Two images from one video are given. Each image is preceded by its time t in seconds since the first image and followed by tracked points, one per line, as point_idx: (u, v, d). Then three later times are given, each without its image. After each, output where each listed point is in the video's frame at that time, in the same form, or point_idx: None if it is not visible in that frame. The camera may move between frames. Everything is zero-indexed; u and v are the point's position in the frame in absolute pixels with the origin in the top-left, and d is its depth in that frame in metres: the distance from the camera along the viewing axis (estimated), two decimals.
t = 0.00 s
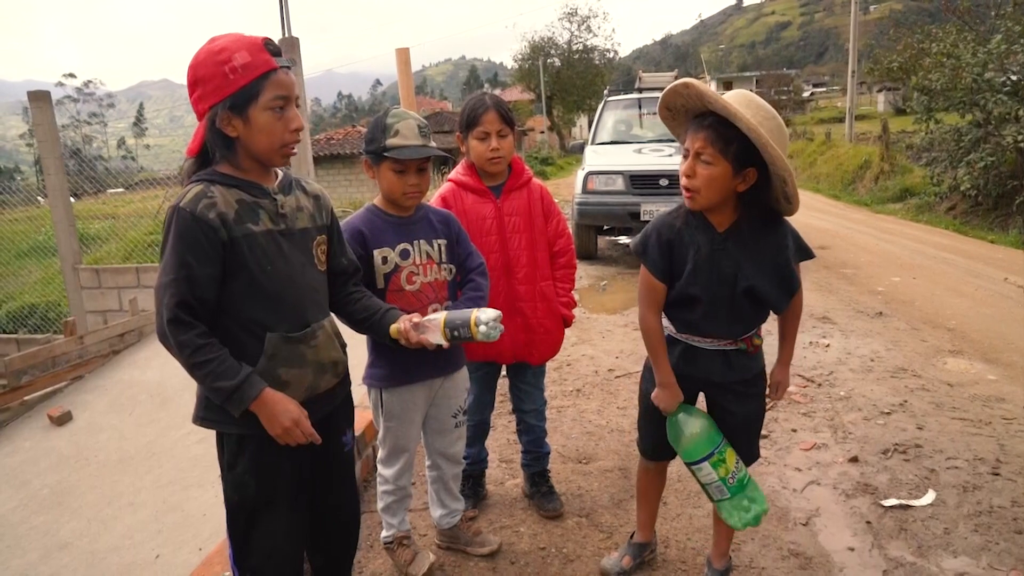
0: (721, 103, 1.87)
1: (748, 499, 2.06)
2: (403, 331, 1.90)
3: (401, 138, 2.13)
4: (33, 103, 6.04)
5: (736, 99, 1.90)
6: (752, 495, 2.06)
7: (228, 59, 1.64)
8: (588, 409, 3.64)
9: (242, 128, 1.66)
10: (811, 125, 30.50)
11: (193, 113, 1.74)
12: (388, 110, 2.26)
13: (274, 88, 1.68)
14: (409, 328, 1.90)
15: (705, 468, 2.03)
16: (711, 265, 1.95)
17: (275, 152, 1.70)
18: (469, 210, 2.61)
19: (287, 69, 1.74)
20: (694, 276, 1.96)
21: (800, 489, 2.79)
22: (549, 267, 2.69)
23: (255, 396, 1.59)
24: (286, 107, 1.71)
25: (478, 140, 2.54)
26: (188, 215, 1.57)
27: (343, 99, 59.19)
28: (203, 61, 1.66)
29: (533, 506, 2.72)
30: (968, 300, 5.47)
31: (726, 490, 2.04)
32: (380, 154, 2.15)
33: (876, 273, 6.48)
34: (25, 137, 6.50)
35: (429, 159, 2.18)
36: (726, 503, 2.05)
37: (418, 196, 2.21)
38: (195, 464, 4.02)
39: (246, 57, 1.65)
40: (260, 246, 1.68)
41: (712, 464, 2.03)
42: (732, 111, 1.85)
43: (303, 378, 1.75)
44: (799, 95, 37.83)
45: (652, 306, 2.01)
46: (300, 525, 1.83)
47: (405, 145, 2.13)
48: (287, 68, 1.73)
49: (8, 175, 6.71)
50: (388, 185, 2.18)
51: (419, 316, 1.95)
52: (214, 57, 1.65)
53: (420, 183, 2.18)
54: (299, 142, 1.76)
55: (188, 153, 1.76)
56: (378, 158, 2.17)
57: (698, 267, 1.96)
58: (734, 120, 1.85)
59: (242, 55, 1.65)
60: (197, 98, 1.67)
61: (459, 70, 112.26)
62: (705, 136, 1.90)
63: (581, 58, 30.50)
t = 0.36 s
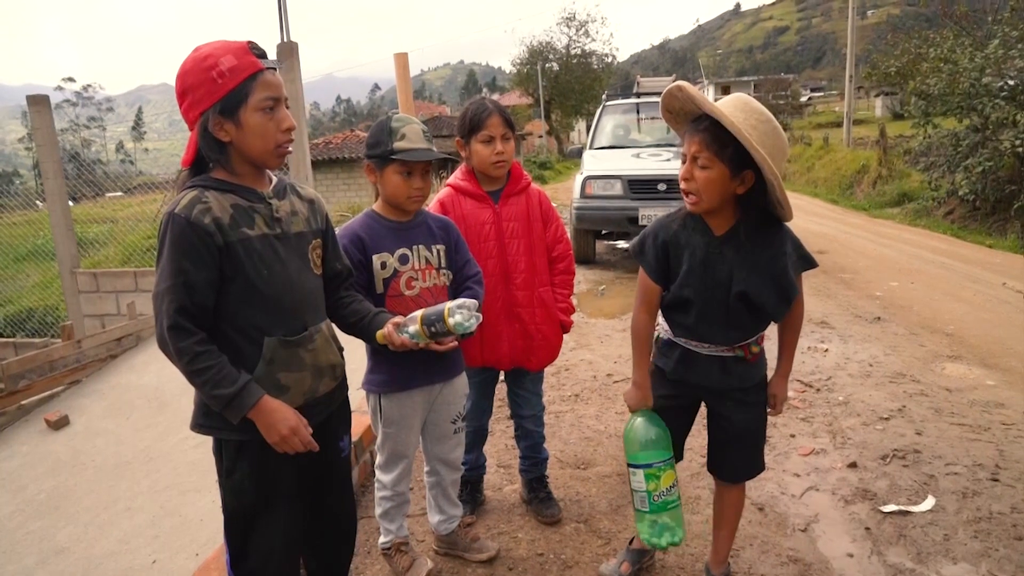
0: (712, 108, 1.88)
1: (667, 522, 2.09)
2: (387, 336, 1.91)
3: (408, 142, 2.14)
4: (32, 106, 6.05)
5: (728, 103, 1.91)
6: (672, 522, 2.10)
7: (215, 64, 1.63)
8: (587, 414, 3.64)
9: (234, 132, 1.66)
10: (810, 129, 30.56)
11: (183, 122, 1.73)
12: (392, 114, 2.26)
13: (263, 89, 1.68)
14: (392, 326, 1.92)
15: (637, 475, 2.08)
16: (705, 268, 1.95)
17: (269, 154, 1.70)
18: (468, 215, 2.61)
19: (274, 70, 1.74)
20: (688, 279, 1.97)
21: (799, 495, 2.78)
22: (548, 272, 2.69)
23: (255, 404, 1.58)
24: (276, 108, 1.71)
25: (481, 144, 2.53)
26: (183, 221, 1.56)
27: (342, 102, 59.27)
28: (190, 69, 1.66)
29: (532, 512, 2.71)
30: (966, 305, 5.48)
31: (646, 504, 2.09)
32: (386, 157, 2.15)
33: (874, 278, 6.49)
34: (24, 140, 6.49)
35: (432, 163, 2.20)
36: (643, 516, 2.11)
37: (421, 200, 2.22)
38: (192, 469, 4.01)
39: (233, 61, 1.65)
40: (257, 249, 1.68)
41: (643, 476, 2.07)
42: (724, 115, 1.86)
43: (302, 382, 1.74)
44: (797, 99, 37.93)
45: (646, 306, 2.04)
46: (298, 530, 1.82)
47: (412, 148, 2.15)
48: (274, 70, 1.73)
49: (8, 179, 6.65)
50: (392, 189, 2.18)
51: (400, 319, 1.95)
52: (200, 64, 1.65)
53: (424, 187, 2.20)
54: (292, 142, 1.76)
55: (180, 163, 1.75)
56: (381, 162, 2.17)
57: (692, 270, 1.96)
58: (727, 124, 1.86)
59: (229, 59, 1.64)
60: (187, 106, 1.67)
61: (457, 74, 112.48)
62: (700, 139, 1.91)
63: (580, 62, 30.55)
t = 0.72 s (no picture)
0: (709, 102, 1.90)
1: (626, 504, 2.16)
2: (383, 341, 1.91)
3: (409, 144, 2.15)
4: (31, 110, 6.01)
5: (724, 99, 1.93)
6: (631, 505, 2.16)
7: (209, 70, 1.64)
8: (586, 417, 3.64)
9: (230, 136, 1.66)
10: (809, 132, 30.58)
11: (180, 129, 1.74)
12: (391, 117, 2.27)
13: (258, 92, 1.68)
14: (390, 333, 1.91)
15: (601, 460, 2.15)
16: (699, 266, 1.97)
17: (266, 158, 1.71)
18: (467, 219, 2.61)
19: (268, 74, 1.74)
20: (682, 278, 1.98)
21: (799, 498, 2.78)
22: (548, 276, 2.69)
23: (246, 413, 1.58)
24: (271, 111, 1.71)
25: (481, 148, 2.54)
26: (177, 228, 1.57)
27: (342, 106, 59.37)
28: (184, 75, 1.66)
29: (532, 515, 2.71)
30: (966, 308, 5.48)
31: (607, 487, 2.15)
32: (388, 160, 2.15)
33: (874, 281, 6.49)
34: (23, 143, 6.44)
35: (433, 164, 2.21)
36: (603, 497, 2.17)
37: (423, 202, 2.22)
38: (192, 473, 4.00)
39: (227, 66, 1.65)
40: (252, 254, 1.68)
41: (607, 463, 2.13)
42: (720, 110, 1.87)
43: (300, 386, 1.74)
44: (796, 102, 37.99)
45: (633, 301, 2.11)
46: (297, 534, 1.81)
47: (413, 150, 2.15)
48: (268, 73, 1.73)
49: (7, 182, 6.57)
50: (394, 192, 2.18)
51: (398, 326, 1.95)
52: (194, 70, 1.65)
53: (425, 188, 2.20)
54: (289, 145, 1.77)
55: (178, 171, 1.76)
56: (382, 165, 2.17)
57: (685, 268, 1.98)
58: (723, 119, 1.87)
59: (222, 64, 1.65)
60: (183, 112, 1.67)
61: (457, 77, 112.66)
62: (697, 136, 1.93)
63: (580, 66, 30.56)
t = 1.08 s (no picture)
0: (693, 97, 1.89)
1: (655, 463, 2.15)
2: (382, 343, 1.91)
3: (405, 146, 2.15)
4: (27, 111, 6.05)
5: (709, 95, 1.93)
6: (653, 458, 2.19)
7: (205, 70, 1.64)
8: (584, 418, 3.64)
9: (228, 137, 1.67)
10: (807, 134, 30.63)
11: (177, 131, 1.74)
12: (388, 120, 2.27)
13: (255, 92, 1.68)
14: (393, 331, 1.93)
15: (638, 421, 2.08)
16: (675, 259, 2.02)
17: (263, 158, 1.71)
18: (464, 220, 2.61)
19: (265, 74, 1.74)
20: (655, 267, 2.05)
21: (797, 499, 2.78)
22: (545, 277, 2.70)
23: (230, 428, 1.58)
24: (268, 111, 1.72)
25: (478, 150, 2.54)
26: (174, 229, 1.58)
27: (340, 107, 59.38)
28: (181, 76, 1.66)
29: (529, 516, 2.71)
30: (963, 310, 5.49)
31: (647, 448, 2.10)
32: (384, 162, 2.16)
33: (871, 282, 6.50)
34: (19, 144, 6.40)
35: (429, 166, 2.21)
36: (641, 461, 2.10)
37: (420, 204, 2.23)
38: (190, 475, 4.00)
39: (223, 66, 1.65)
40: (250, 255, 1.68)
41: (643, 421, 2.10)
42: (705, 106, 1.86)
43: (298, 387, 1.74)
44: (794, 104, 38.06)
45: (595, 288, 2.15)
46: (295, 535, 1.82)
47: (409, 153, 2.15)
48: (265, 74, 1.74)
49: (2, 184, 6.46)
50: (392, 193, 2.18)
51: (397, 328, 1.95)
52: (191, 71, 1.66)
53: (423, 190, 2.20)
54: (287, 145, 1.77)
55: (176, 173, 1.76)
56: (380, 166, 2.18)
57: (662, 260, 2.04)
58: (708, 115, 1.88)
59: (219, 65, 1.65)
60: (180, 114, 1.68)
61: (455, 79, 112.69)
62: (684, 134, 1.92)
63: (578, 67, 30.57)
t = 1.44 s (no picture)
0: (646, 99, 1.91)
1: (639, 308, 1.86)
2: (380, 341, 1.92)
3: (401, 146, 2.14)
4: (27, 110, 5.99)
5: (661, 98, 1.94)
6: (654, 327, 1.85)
7: (204, 69, 1.64)
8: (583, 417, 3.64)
9: (228, 135, 1.67)
10: (806, 133, 30.66)
11: (177, 129, 1.74)
12: (385, 118, 2.27)
13: (254, 90, 1.68)
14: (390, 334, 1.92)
15: (581, 275, 2.01)
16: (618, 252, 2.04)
17: (264, 156, 1.71)
18: (463, 218, 2.61)
19: (265, 72, 1.74)
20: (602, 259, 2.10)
21: (795, 498, 2.79)
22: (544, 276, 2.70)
23: (214, 440, 1.57)
24: (268, 109, 1.72)
25: (473, 149, 2.55)
26: (174, 226, 1.57)
27: (338, 106, 59.32)
28: (181, 75, 1.66)
29: (528, 515, 2.71)
30: (962, 308, 5.50)
31: (605, 287, 1.92)
32: (380, 161, 2.16)
33: (869, 281, 6.51)
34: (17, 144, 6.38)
35: (427, 166, 2.20)
36: (601, 297, 1.88)
37: (418, 203, 2.22)
38: (189, 473, 4.01)
39: (223, 64, 1.65)
40: (249, 253, 1.68)
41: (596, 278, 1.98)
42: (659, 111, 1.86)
43: (298, 384, 1.74)
44: (792, 103, 38.10)
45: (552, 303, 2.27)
46: (294, 533, 1.82)
47: (405, 152, 2.14)
48: (264, 72, 1.74)
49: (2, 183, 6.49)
50: (390, 193, 2.18)
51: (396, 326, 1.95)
52: (191, 70, 1.65)
53: (421, 189, 2.20)
54: (286, 143, 1.77)
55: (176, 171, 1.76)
56: (378, 166, 2.18)
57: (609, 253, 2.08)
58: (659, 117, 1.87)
59: (218, 63, 1.65)
60: (180, 112, 1.67)
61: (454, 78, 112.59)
62: (637, 137, 1.91)
63: (577, 66, 30.55)
